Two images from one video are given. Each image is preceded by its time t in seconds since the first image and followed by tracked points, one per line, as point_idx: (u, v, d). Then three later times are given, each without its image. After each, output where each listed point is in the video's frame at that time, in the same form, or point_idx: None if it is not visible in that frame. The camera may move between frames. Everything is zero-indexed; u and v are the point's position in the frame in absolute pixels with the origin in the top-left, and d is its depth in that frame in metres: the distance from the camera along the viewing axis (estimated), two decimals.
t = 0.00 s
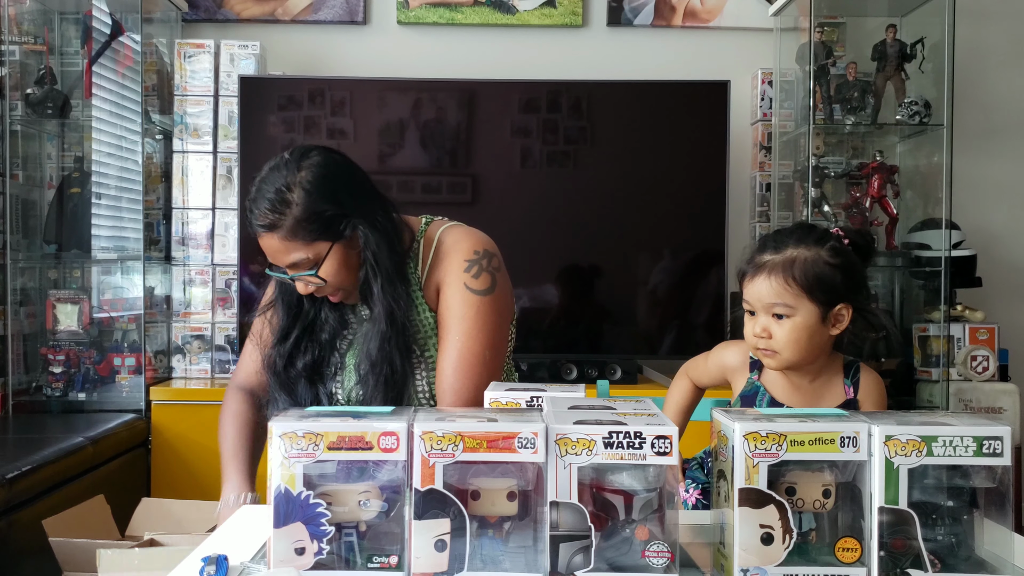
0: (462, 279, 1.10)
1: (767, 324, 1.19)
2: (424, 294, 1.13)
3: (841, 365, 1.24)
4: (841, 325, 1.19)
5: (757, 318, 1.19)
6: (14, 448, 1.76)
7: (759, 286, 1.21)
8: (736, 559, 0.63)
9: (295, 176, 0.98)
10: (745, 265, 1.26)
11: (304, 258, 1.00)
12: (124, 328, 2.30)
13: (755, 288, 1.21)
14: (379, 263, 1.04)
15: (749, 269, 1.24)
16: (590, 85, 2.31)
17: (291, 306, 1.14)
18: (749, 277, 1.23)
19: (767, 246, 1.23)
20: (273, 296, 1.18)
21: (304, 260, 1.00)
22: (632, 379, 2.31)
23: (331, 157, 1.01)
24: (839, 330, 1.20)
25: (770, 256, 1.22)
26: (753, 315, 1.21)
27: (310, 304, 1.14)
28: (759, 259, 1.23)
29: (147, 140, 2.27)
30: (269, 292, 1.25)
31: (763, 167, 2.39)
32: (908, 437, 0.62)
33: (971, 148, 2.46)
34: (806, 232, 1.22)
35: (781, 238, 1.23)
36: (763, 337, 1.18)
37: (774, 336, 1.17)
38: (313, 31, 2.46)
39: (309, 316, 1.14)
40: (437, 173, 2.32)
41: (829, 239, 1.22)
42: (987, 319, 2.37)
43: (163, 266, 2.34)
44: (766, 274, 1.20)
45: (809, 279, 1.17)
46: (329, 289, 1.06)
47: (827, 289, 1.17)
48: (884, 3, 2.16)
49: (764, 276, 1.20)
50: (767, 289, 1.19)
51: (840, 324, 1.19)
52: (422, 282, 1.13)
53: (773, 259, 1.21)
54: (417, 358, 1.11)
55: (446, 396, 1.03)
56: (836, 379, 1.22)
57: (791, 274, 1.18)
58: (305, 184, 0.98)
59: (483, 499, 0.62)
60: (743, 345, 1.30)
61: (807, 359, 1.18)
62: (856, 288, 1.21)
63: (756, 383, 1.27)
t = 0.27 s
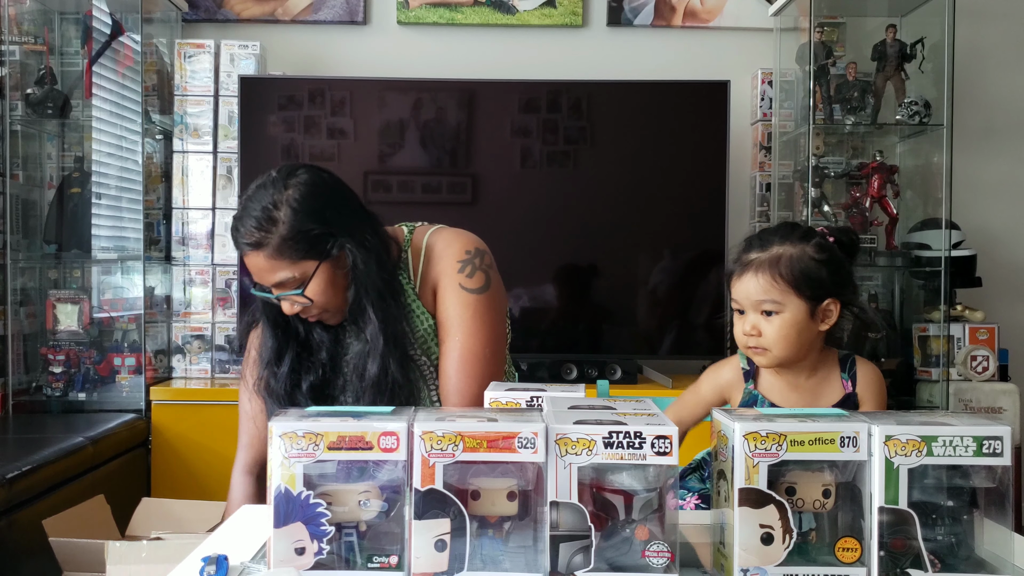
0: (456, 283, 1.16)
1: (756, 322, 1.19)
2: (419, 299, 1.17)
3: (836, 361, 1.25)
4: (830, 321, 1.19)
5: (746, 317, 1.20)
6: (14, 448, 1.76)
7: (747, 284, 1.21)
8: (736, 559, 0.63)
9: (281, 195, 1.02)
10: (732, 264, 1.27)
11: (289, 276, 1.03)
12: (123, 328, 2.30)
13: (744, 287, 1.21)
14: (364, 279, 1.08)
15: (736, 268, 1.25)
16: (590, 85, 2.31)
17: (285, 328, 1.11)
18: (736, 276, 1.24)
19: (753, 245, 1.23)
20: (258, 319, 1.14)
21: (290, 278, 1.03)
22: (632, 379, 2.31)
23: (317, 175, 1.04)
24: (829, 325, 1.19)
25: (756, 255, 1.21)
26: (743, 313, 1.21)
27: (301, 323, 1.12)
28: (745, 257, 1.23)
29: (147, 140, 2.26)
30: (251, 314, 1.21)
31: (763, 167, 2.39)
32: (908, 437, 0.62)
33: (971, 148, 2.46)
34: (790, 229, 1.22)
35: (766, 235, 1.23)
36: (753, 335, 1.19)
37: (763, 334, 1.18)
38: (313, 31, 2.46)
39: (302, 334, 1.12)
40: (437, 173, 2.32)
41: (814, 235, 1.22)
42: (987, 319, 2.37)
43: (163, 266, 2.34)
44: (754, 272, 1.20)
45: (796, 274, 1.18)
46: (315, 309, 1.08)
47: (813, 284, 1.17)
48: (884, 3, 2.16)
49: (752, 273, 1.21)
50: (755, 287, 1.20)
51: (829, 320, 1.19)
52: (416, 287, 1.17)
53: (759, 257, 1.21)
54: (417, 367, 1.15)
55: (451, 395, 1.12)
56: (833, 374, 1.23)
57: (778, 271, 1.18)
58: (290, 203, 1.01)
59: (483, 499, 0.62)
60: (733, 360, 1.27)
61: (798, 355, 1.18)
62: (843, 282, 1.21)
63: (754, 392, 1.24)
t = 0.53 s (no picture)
0: (438, 278, 1.07)
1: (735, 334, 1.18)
2: (403, 302, 1.09)
3: (832, 355, 1.26)
4: (804, 315, 1.19)
5: (724, 331, 1.18)
6: (14, 448, 1.76)
7: (717, 300, 1.20)
8: (736, 559, 0.62)
9: (260, 211, 0.94)
10: (698, 287, 1.27)
11: (269, 294, 0.94)
12: (123, 328, 2.30)
13: (714, 302, 1.21)
14: (348, 295, 0.98)
15: (702, 289, 1.25)
16: (590, 85, 2.31)
17: (254, 350, 1.10)
18: (703, 295, 1.24)
19: (711, 265, 1.26)
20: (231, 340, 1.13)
21: (270, 296, 0.94)
22: (632, 379, 2.31)
23: (296, 190, 0.98)
24: (803, 320, 1.19)
25: (716, 271, 1.23)
26: (720, 329, 1.20)
27: (270, 343, 1.10)
28: (708, 276, 1.25)
29: (147, 140, 2.27)
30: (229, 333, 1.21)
31: (763, 167, 2.39)
32: (908, 436, 0.62)
33: (971, 147, 2.46)
34: (740, 240, 1.25)
35: (722, 251, 1.25)
36: (735, 348, 1.17)
37: (745, 343, 1.16)
38: (313, 31, 2.46)
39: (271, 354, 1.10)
40: (437, 173, 2.32)
41: (765, 240, 1.24)
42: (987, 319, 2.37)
43: (163, 266, 2.34)
44: (718, 286, 1.21)
45: (758, 277, 1.18)
46: (294, 326, 0.99)
47: (777, 282, 1.18)
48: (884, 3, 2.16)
49: (717, 288, 1.21)
50: (725, 300, 1.19)
51: (803, 314, 1.19)
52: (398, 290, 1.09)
53: (719, 272, 1.22)
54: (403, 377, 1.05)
55: (448, 397, 1.01)
56: (833, 367, 1.25)
57: (740, 279, 1.19)
58: (270, 219, 0.93)
59: (483, 499, 0.62)
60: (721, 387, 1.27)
61: (783, 355, 1.17)
62: (806, 276, 1.22)
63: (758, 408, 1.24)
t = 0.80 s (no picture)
0: (433, 276, 1.03)
1: (737, 321, 1.18)
2: (398, 300, 1.08)
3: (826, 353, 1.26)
4: (807, 310, 1.20)
5: (727, 317, 1.18)
6: (14, 448, 1.76)
7: (723, 284, 1.20)
8: (736, 559, 0.63)
9: (258, 203, 0.94)
10: (704, 269, 1.27)
11: (267, 285, 0.95)
12: (124, 328, 2.30)
13: (719, 288, 1.20)
14: (342, 287, 0.98)
15: (709, 272, 1.24)
16: (590, 86, 2.31)
17: (247, 341, 1.10)
18: (709, 279, 1.23)
19: (720, 247, 1.25)
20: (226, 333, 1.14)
21: (269, 287, 0.95)
22: (632, 379, 2.31)
23: (293, 183, 0.98)
24: (806, 314, 1.20)
25: (726, 255, 1.22)
26: (722, 315, 1.20)
27: (262, 337, 1.10)
28: (716, 260, 1.24)
29: (147, 140, 2.27)
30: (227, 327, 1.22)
31: (763, 167, 2.39)
32: (908, 436, 0.62)
33: (971, 147, 2.46)
34: (752, 227, 1.24)
35: (732, 236, 1.25)
36: (735, 334, 1.17)
37: (747, 330, 1.16)
38: (313, 31, 2.46)
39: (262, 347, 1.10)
40: (437, 173, 2.32)
41: (776, 230, 1.24)
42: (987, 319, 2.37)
43: (163, 266, 2.35)
44: (727, 271, 1.20)
45: (768, 266, 1.18)
46: (293, 317, 1.00)
47: (786, 274, 1.18)
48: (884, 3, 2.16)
49: (725, 273, 1.20)
50: (731, 285, 1.19)
51: (806, 309, 1.20)
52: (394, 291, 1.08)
53: (729, 257, 1.21)
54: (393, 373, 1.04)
55: (441, 398, 0.96)
56: (826, 365, 1.24)
57: (750, 266, 1.19)
58: (268, 211, 0.94)
59: (483, 499, 0.62)
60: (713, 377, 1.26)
61: (782, 346, 1.17)
62: (813, 270, 1.22)
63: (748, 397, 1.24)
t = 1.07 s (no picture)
0: (431, 275, 1.02)
1: (743, 323, 1.17)
2: (397, 296, 1.07)
3: (830, 354, 1.26)
4: (812, 311, 1.20)
5: (733, 319, 1.17)
6: (14, 448, 1.76)
7: (728, 287, 1.20)
8: (736, 559, 0.62)
9: (264, 196, 0.94)
10: (708, 271, 1.26)
11: (274, 277, 0.96)
12: (124, 329, 2.30)
13: (724, 290, 1.21)
14: (347, 280, 0.98)
15: (714, 273, 1.24)
16: (590, 86, 2.31)
17: (250, 328, 1.10)
18: (715, 281, 1.23)
19: (725, 249, 1.24)
20: (230, 318, 1.14)
21: (275, 278, 0.96)
22: (632, 379, 2.31)
23: (298, 175, 0.97)
24: (811, 316, 1.21)
25: (731, 257, 1.22)
26: (727, 317, 1.19)
27: (265, 324, 1.10)
28: (721, 262, 1.24)
29: (147, 140, 2.26)
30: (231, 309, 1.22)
31: (763, 167, 2.38)
32: (908, 436, 0.62)
33: (971, 148, 2.46)
34: (757, 229, 1.24)
35: (736, 237, 1.24)
36: (742, 336, 1.16)
37: (753, 333, 1.16)
38: (313, 31, 2.46)
39: (266, 334, 1.10)
40: (437, 173, 2.32)
41: (781, 231, 1.24)
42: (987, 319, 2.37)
43: (163, 266, 2.35)
44: (733, 273, 1.20)
45: (774, 268, 1.18)
46: (298, 306, 1.01)
47: (791, 276, 1.18)
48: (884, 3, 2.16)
49: (731, 276, 1.20)
50: (736, 288, 1.19)
51: (810, 310, 1.20)
52: (394, 286, 1.07)
53: (734, 259, 1.21)
54: (387, 367, 1.04)
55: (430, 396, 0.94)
56: (830, 365, 1.24)
57: (756, 269, 1.19)
58: (274, 204, 0.93)
59: (483, 499, 0.62)
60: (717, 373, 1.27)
61: (788, 349, 1.17)
62: (818, 272, 1.23)
63: (752, 396, 1.24)
